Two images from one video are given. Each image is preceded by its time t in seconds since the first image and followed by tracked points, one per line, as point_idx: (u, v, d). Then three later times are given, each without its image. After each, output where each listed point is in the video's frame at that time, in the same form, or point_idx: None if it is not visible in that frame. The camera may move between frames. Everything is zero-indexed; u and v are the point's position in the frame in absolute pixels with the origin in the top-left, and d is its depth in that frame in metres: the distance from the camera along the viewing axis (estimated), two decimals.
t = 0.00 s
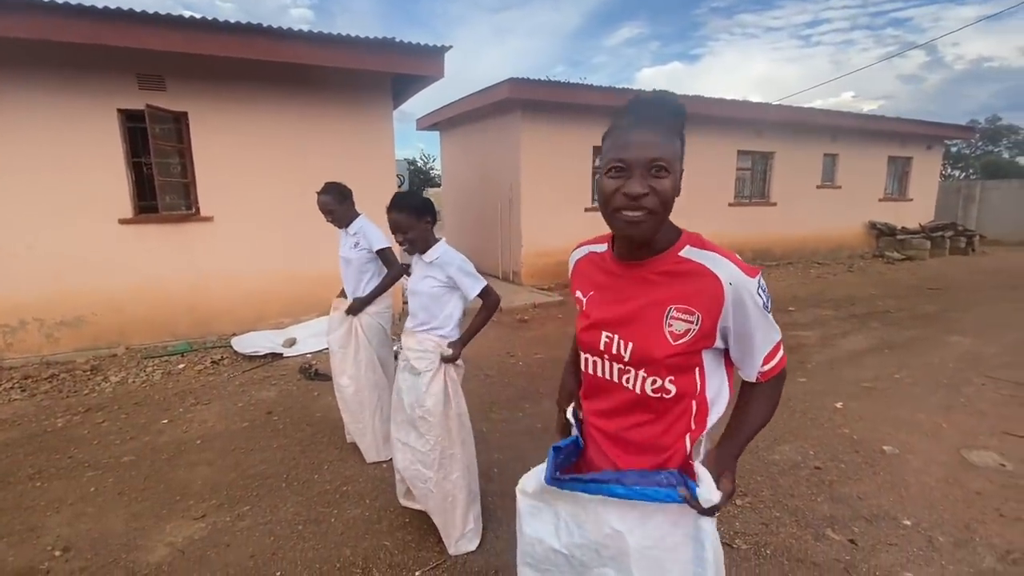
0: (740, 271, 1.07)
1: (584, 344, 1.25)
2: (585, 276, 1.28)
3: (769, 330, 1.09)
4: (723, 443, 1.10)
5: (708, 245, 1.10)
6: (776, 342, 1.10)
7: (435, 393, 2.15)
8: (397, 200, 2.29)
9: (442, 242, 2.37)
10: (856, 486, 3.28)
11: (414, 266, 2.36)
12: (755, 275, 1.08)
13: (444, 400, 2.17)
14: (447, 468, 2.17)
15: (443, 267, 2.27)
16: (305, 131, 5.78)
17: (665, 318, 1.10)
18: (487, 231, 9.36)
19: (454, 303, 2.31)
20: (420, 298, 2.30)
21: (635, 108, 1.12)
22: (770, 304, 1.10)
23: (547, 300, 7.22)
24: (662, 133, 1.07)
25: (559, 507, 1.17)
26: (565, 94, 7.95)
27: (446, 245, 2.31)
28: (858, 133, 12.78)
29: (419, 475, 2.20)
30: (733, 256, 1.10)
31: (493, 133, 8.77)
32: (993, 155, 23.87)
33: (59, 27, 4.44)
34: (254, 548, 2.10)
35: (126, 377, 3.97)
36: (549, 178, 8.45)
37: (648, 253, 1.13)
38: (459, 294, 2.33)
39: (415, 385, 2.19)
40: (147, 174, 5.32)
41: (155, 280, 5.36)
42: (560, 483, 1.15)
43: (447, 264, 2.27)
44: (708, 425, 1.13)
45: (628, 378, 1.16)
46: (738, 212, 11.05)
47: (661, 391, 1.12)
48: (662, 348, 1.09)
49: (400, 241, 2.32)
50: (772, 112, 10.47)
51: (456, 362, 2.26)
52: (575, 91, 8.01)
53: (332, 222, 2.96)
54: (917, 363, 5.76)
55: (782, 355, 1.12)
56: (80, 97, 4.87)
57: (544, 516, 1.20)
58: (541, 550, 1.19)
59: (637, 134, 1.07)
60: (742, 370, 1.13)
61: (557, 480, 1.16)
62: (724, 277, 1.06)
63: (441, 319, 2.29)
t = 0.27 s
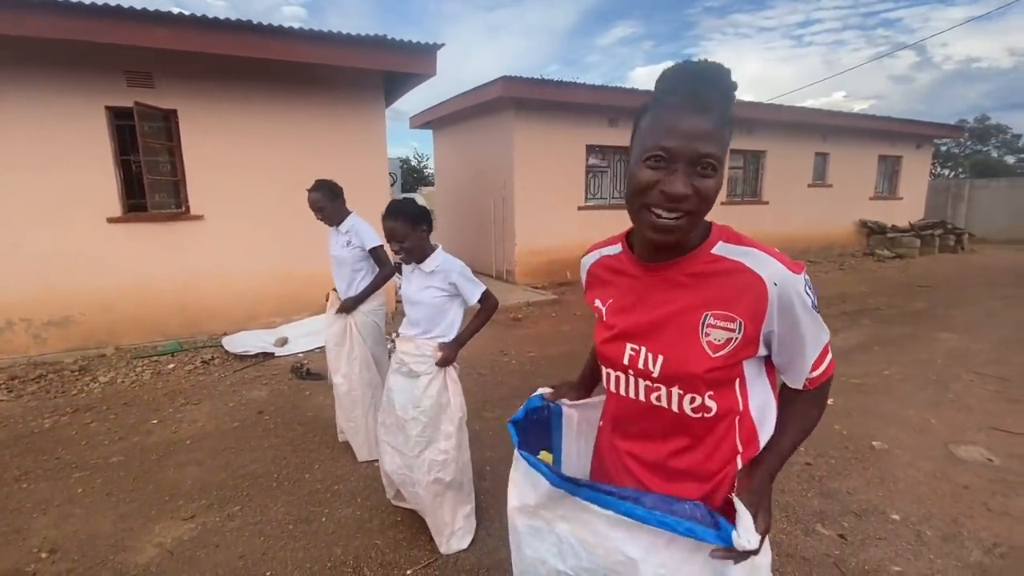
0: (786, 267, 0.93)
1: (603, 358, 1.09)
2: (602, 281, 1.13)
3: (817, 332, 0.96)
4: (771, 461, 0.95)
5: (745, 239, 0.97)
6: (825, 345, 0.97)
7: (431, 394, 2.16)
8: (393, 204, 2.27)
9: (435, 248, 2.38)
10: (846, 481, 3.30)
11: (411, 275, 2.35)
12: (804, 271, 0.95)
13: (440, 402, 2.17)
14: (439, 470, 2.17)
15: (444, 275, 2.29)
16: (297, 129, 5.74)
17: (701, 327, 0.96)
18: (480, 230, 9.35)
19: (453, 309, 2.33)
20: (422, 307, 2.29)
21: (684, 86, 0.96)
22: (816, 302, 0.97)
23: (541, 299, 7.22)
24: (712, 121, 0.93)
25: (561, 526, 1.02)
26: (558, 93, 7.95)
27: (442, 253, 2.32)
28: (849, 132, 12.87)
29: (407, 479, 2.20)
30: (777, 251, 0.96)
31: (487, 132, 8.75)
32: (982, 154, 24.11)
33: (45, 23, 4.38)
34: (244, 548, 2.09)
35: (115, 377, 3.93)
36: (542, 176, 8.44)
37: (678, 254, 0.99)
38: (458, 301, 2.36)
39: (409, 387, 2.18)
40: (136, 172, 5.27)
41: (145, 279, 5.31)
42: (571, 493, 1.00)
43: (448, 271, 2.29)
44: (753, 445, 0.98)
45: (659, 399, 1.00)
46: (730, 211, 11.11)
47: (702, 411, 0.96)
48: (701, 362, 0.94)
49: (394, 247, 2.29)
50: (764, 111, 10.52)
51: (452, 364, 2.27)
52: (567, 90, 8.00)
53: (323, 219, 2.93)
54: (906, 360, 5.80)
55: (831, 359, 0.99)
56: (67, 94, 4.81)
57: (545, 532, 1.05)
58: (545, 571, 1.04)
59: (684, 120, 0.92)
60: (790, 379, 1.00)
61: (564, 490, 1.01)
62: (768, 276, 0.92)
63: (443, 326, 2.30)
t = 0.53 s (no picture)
0: (814, 273, 0.92)
1: (616, 369, 1.08)
2: (613, 286, 1.13)
3: (846, 343, 0.94)
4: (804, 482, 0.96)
5: (764, 241, 0.97)
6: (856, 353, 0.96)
7: (417, 393, 2.16)
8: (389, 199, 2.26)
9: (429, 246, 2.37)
10: (833, 479, 3.33)
11: (401, 274, 2.35)
12: (832, 276, 0.93)
13: (426, 402, 2.17)
14: (424, 471, 2.17)
15: (433, 275, 2.29)
16: (287, 129, 5.72)
17: (720, 337, 0.95)
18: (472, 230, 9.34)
19: (443, 308, 2.33)
20: (410, 306, 2.29)
21: (685, 77, 0.96)
22: (845, 309, 0.96)
23: (532, 299, 7.23)
24: (715, 108, 0.92)
25: None
26: (549, 93, 7.96)
27: (435, 252, 2.32)
28: (838, 132, 12.96)
29: (396, 479, 2.19)
30: (801, 254, 0.95)
31: (478, 132, 8.74)
32: (969, 155, 24.35)
33: (32, 22, 4.33)
34: (231, 550, 2.07)
35: (103, 379, 3.90)
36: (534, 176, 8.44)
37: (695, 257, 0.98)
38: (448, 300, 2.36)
39: (395, 388, 2.19)
40: (124, 172, 5.22)
41: (133, 280, 5.27)
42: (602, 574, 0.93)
43: (438, 270, 2.28)
44: (777, 466, 0.98)
45: (675, 414, 0.99)
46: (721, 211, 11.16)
47: (720, 427, 0.95)
48: (719, 374, 0.93)
49: (393, 244, 2.27)
50: (755, 111, 10.57)
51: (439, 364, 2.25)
52: (559, 90, 8.02)
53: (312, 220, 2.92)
54: (894, 358, 5.86)
55: (862, 367, 0.97)
56: (54, 94, 4.77)
57: None
58: None
59: (685, 109, 0.92)
60: (821, 390, 0.97)
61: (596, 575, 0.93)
62: (793, 284, 0.91)
63: (432, 325, 2.30)
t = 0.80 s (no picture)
0: (783, 277, 0.97)
1: (589, 379, 1.09)
2: (579, 294, 1.13)
3: (807, 339, 1.02)
4: (773, 468, 1.06)
5: (733, 247, 1.00)
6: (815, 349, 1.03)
7: (398, 402, 2.15)
8: (386, 198, 2.26)
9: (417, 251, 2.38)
10: (817, 479, 3.36)
11: (389, 277, 2.33)
12: (797, 279, 1.00)
13: (407, 411, 2.16)
14: (405, 480, 2.16)
15: (423, 279, 2.29)
16: (275, 131, 5.69)
17: (696, 345, 0.98)
18: (462, 232, 9.33)
19: (430, 312, 2.34)
20: (397, 310, 2.27)
21: (643, 78, 0.97)
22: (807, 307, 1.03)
23: (521, 301, 7.23)
24: (672, 104, 0.93)
25: None
26: (539, 95, 7.97)
27: (424, 257, 2.33)
28: (825, 135, 13.07)
29: (376, 488, 2.18)
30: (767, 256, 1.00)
31: (468, 134, 8.74)
32: (954, 157, 24.65)
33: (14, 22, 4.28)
34: (212, 556, 2.06)
35: (85, 384, 3.85)
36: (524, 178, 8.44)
37: (666, 264, 0.99)
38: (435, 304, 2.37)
39: (377, 396, 2.18)
40: (108, 174, 5.17)
41: (118, 283, 5.22)
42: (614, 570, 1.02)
43: (427, 274, 2.30)
44: (749, 463, 1.05)
45: (651, 422, 1.02)
46: (710, 212, 11.22)
47: (700, 432, 0.99)
48: (698, 384, 0.96)
49: (388, 243, 2.25)
50: (743, 113, 10.64)
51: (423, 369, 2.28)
52: (548, 92, 8.04)
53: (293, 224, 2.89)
54: (879, 358, 5.93)
55: (815, 358, 1.06)
56: (37, 95, 4.71)
57: None
58: None
59: (643, 109, 0.93)
60: (783, 379, 1.06)
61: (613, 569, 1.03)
62: (766, 289, 0.95)
63: (419, 329, 2.30)
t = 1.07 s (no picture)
0: (722, 292, 0.98)
1: (536, 394, 1.09)
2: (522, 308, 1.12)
3: (747, 351, 1.03)
4: (719, 480, 1.06)
5: (673, 261, 1.00)
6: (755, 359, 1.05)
7: (386, 409, 2.15)
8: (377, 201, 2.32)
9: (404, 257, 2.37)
10: (802, 482, 3.39)
11: (373, 284, 2.29)
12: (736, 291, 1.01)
13: (395, 418, 2.16)
14: (393, 487, 2.15)
15: (410, 288, 2.27)
16: (260, 134, 5.65)
17: (640, 360, 0.99)
18: (452, 235, 9.31)
19: (418, 320, 2.32)
20: (384, 321, 2.24)
21: (563, 100, 0.98)
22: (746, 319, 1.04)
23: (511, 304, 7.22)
24: (592, 123, 0.93)
25: None
26: (527, 98, 7.98)
27: (411, 266, 2.32)
28: (811, 138, 13.21)
29: (364, 495, 2.16)
30: (707, 269, 1.00)
31: (457, 137, 8.73)
32: (937, 160, 25.02)
33: None
34: (193, 570, 2.02)
35: (67, 392, 3.79)
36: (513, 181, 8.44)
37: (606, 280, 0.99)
38: (422, 312, 2.34)
39: (365, 402, 2.18)
40: (90, 178, 5.10)
41: (100, 289, 5.14)
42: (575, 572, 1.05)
43: (414, 285, 2.27)
44: (696, 474, 1.06)
45: (597, 437, 1.03)
46: (698, 215, 11.29)
47: (646, 444, 1.00)
48: (642, 400, 0.97)
49: (373, 240, 2.25)
50: (730, 117, 10.71)
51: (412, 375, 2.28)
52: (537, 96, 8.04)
53: (278, 230, 2.87)
54: (864, 360, 5.99)
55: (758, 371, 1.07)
56: (16, 98, 4.64)
57: None
58: None
59: (564, 131, 0.93)
60: (725, 391, 1.06)
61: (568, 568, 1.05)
62: (706, 303, 0.96)
63: (406, 338, 2.29)
